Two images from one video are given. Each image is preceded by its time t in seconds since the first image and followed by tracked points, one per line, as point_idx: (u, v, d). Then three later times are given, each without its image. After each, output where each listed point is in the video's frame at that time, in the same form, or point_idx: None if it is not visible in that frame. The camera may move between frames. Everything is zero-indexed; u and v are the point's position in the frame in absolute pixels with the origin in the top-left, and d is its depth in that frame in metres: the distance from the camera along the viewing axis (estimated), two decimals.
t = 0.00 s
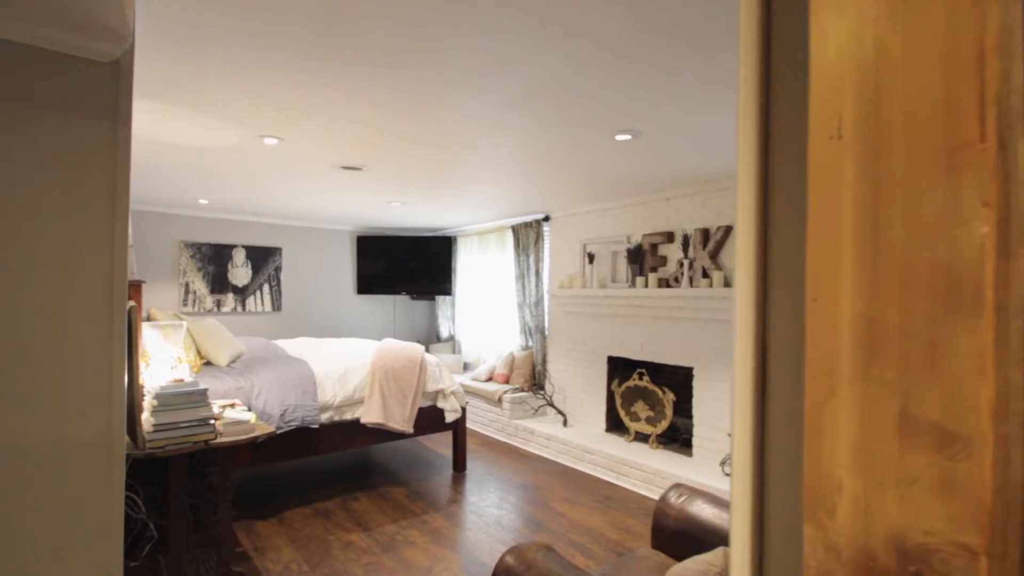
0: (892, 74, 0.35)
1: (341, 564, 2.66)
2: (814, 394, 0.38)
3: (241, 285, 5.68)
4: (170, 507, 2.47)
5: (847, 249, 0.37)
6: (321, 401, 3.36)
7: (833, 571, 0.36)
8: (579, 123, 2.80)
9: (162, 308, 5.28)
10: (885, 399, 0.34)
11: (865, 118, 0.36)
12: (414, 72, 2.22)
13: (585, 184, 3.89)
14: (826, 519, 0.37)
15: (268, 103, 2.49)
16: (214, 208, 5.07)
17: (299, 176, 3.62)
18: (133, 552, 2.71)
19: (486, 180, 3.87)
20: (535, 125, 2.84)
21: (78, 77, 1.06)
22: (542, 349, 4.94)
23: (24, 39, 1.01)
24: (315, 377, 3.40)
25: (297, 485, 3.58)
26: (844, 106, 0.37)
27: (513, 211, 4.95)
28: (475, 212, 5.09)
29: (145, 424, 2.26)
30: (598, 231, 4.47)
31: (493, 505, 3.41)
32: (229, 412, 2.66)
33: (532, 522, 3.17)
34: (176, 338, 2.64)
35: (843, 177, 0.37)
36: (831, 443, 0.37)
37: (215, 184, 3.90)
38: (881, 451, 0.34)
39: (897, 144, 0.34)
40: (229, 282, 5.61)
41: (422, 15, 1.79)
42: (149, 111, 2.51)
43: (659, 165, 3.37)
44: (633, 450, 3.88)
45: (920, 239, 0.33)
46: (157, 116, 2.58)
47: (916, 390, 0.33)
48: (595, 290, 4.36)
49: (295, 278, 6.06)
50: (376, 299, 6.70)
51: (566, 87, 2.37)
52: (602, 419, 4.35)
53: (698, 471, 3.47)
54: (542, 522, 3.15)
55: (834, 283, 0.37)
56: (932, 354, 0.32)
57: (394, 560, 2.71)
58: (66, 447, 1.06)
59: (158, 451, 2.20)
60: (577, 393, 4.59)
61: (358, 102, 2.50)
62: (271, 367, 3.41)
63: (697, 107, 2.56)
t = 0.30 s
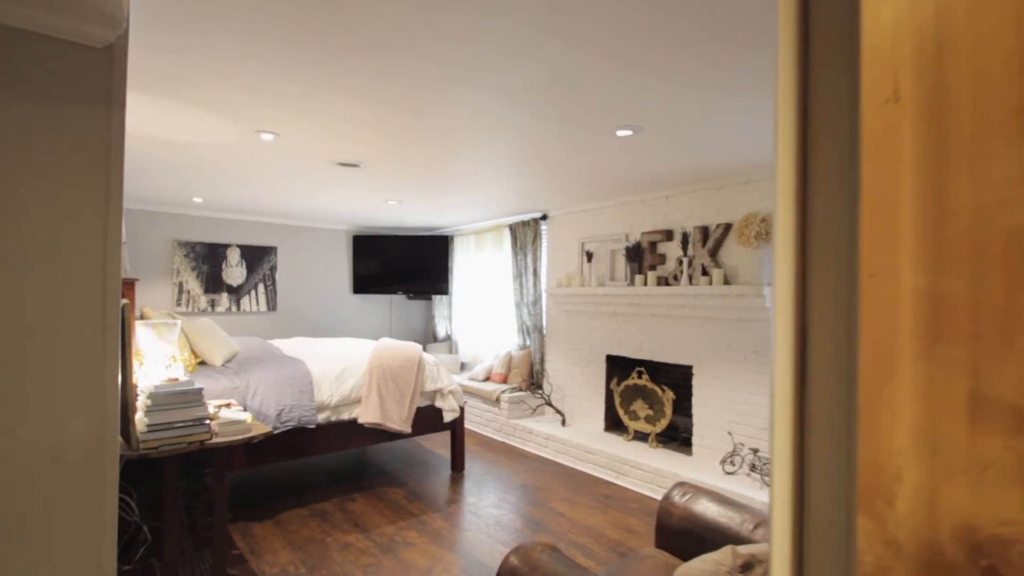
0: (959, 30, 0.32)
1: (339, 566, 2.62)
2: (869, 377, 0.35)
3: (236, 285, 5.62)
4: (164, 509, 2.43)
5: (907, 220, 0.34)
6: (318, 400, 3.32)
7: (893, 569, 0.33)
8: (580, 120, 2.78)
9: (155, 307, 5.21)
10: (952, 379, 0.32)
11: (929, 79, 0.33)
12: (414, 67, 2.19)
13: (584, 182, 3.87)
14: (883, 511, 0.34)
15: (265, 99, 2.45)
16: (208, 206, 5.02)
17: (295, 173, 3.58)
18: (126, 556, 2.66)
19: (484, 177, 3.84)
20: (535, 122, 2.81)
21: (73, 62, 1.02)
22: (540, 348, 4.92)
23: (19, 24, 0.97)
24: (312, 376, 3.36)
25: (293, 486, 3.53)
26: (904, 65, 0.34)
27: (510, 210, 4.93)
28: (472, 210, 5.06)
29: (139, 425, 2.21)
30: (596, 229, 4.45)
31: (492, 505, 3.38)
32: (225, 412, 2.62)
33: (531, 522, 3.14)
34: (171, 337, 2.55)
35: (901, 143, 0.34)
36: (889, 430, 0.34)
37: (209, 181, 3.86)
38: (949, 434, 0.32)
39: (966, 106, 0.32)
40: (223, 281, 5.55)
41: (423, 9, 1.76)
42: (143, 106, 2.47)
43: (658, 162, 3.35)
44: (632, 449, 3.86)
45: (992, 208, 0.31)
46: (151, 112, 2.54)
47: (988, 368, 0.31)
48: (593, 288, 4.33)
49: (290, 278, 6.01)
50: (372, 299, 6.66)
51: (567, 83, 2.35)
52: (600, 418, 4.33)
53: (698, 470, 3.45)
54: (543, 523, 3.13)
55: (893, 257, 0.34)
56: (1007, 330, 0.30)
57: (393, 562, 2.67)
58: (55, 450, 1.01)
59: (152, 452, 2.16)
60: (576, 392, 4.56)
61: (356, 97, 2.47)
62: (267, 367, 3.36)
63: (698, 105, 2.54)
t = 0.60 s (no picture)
0: None
1: (337, 569, 2.58)
2: (936, 363, 0.32)
3: (230, 284, 5.56)
4: (158, 512, 2.38)
5: (978, 193, 0.31)
6: (314, 401, 3.28)
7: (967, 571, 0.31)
8: (579, 116, 2.75)
9: (148, 307, 5.15)
10: None
11: (1001, 38, 0.31)
12: (413, 62, 2.16)
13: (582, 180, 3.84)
14: (953, 508, 0.31)
15: (260, 94, 2.41)
16: (202, 205, 4.97)
17: (290, 170, 3.54)
18: (119, 560, 2.61)
19: (482, 175, 3.81)
20: (534, 119, 2.79)
21: (61, 46, 0.98)
22: (537, 348, 4.89)
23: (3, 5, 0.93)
24: (308, 376, 3.32)
25: (289, 488, 3.49)
26: (973, 24, 0.31)
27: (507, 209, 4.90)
28: (468, 209, 5.03)
29: (132, 426, 2.17)
30: (594, 227, 4.43)
31: (491, 505, 3.35)
32: (219, 412, 2.58)
33: (531, 522, 3.11)
34: (164, 336, 2.49)
35: (970, 109, 0.31)
36: (960, 420, 0.31)
37: (203, 178, 3.80)
38: None
39: None
40: (217, 281, 5.49)
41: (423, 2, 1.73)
42: (135, 100, 2.42)
43: (658, 160, 3.34)
44: (631, 448, 3.84)
45: None
46: (143, 106, 2.49)
47: None
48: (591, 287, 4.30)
49: (284, 277, 5.96)
50: (368, 299, 6.61)
51: (567, 79, 2.32)
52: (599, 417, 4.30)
53: (698, 469, 3.44)
54: (542, 523, 3.10)
55: (963, 233, 0.31)
56: None
57: (392, 564, 2.64)
58: (46, 452, 0.97)
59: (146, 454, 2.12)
60: (574, 392, 4.54)
61: (353, 92, 2.43)
62: (263, 366, 3.32)
63: (699, 101, 2.53)
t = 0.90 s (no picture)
0: None
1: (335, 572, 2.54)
2: None
3: (223, 284, 5.50)
4: (151, 516, 2.34)
5: None
6: (310, 401, 3.24)
7: None
8: (579, 114, 2.72)
9: (139, 307, 5.07)
10: None
11: None
12: (411, 58, 2.12)
13: (579, 177, 3.81)
14: None
15: (255, 89, 2.37)
16: (195, 204, 4.90)
17: (285, 168, 3.49)
18: (111, 565, 2.56)
19: (479, 173, 3.78)
20: (533, 116, 2.75)
21: (48, 29, 0.94)
22: (534, 347, 4.86)
23: None
24: (304, 377, 3.27)
25: (284, 489, 3.44)
26: None
27: (504, 207, 4.87)
28: (464, 207, 4.99)
29: (123, 428, 2.12)
30: (591, 226, 4.41)
31: (489, 506, 3.32)
32: (214, 413, 2.52)
33: (530, 523, 3.08)
34: (156, 336, 2.42)
35: None
36: None
37: (196, 176, 3.75)
38: None
39: None
40: (209, 280, 5.42)
41: None
42: (126, 94, 2.36)
43: (656, 158, 3.31)
44: (630, 448, 3.82)
45: None
46: (134, 101, 2.43)
47: None
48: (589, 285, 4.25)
49: (278, 277, 5.89)
50: (363, 298, 6.56)
51: (567, 76, 2.29)
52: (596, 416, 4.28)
53: (697, 468, 3.42)
54: (542, 523, 3.07)
55: None
56: None
57: (390, 566, 2.60)
58: (31, 450, 0.93)
59: (138, 457, 2.07)
60: (571, 391, 4.51)
61: (349, 88, 2.38)
62: (257, 367, 3.27)
63: (700, 99, 2.51)
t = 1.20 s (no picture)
0: None
1: None
2: None
3: (216, 284, 5.43)
4: (143, 521, 2.29)
5: None
6: (306, 402, 3.20)
7: None
8: (579, 110, 2.68)
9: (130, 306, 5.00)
10: None
11: None
12: (409, 52, 2.07)
13: (577, 175, 3.78)
14: None
15: (248, 84, 2.32)
16: (187, 202, 4.84)
17: (279, 165, 3.44)
18: (103, 571, 2.50)
19: (476, 171, 3.74)
20: (532, 112, 2.72)
21: None
22: (532, 346, 4.83)
23: None
24: (300, 377, 3.22)
25: (280, 492, 3.39)
26: None
27: (501, 205, 4.84)
28: (461, 206, 4.95)
29: (115, 430, 2.07)
30: (589, 224, 4.38)
31: (488, 507, 3.28)
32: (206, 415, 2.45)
33: (530, 525, 3.04)
34: (148, 336, 2.39)
35: None
36: None
37: (189, 173, 3.69)
38: None
39: None
40: (202, 280, 5.35)
41: None
42: (116, 88, 2.30)
43: (656, 155, 3.28)
44: (629, 447, 3.79)
45: None
46: (125, 95, 2.37)
47: None
48: (587, 284, 4.22)
49: (272, 276, 5.83)
50: (358, 298, 6.50)
51: (568, 72, 2.26)
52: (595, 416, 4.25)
53: (698, 467, 3.39)
54: (542, 524, 3.03)
55: None
56: None
57: (388, 570, 2.56)
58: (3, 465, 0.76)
59: (130, 460, 2.02)
60: (569, 391, 4.48)
61: (346, 82, 2.34)
62: (252, 367, 3.22)
63: (701, 95, 2.47)
